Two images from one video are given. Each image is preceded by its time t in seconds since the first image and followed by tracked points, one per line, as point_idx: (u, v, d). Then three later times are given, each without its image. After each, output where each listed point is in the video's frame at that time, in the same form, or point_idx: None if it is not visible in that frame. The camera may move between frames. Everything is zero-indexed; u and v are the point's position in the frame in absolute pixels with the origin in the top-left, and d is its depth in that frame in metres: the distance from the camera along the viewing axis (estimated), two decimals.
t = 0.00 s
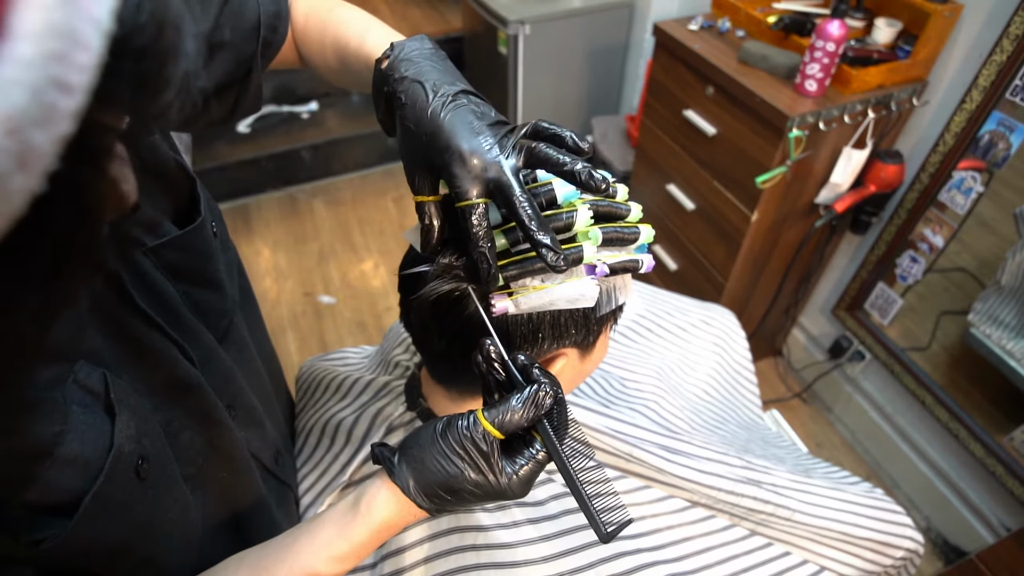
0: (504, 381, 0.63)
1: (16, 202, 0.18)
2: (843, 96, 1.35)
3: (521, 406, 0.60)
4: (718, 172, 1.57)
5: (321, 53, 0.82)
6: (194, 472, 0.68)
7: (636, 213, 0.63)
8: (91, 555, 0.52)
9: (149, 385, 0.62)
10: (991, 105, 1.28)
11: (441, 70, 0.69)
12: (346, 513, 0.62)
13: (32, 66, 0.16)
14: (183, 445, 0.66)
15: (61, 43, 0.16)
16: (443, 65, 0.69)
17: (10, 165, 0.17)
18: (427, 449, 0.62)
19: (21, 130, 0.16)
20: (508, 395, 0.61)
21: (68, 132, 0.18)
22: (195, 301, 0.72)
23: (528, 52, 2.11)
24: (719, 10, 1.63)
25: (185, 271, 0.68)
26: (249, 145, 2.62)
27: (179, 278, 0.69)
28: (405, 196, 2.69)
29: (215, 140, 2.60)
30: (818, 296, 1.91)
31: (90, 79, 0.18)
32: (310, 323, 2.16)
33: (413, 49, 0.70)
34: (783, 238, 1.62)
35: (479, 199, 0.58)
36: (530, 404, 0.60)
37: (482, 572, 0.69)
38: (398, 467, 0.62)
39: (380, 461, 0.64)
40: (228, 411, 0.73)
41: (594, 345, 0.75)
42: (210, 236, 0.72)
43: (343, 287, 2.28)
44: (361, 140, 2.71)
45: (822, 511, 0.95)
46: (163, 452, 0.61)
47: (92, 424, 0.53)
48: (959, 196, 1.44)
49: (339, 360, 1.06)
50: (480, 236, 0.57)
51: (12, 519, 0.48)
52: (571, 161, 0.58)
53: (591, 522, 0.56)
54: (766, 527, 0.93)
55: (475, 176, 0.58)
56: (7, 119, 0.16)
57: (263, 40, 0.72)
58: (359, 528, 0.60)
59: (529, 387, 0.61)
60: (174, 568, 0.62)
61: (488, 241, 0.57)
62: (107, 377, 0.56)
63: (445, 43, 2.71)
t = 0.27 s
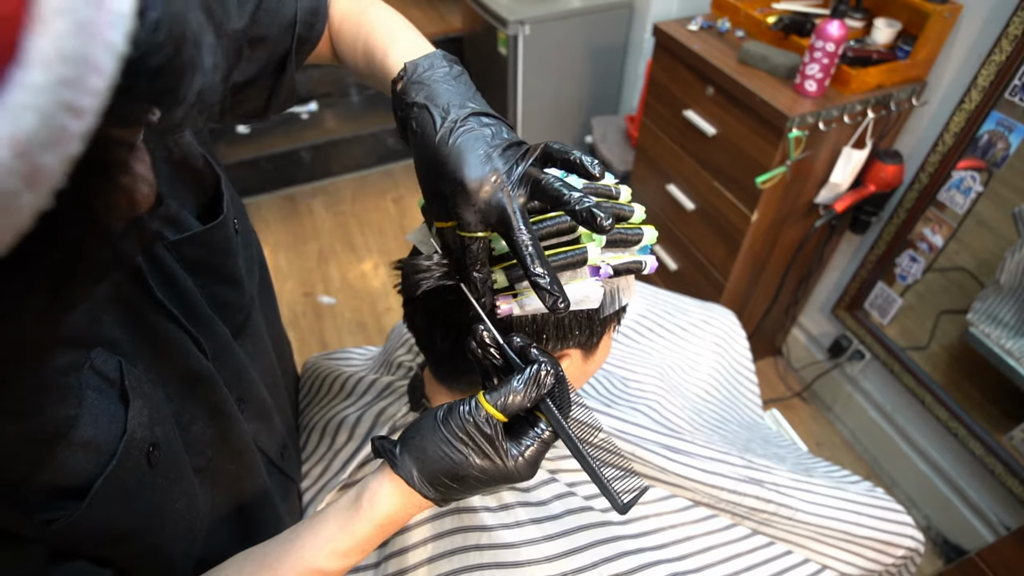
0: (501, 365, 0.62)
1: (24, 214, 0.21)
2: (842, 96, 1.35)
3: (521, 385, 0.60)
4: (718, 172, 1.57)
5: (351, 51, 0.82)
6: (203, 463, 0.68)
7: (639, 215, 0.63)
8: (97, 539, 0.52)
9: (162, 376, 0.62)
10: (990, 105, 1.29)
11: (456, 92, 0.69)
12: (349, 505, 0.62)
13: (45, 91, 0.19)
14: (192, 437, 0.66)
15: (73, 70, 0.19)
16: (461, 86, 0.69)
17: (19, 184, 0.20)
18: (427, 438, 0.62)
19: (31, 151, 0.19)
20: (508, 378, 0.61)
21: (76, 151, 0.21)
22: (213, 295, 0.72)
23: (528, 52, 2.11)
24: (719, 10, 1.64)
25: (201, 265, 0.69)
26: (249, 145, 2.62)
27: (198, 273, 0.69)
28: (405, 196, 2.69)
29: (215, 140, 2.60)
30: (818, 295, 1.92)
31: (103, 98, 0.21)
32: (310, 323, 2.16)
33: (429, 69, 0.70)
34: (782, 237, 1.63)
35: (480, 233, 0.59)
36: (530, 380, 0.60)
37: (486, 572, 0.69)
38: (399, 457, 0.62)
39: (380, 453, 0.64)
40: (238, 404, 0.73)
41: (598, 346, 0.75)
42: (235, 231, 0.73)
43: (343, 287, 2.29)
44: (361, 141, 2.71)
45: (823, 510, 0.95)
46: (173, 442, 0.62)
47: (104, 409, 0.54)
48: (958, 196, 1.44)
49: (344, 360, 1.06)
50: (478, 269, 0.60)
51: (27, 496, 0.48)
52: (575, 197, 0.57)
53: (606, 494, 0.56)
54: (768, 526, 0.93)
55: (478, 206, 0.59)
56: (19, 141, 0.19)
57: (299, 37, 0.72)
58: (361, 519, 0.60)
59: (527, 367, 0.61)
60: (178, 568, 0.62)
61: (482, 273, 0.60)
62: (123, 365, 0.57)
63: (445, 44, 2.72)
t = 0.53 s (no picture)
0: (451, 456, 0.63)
1: (51, 268, 0.20)
2: (842, 95, 1.35)
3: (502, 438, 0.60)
4: (717, 171, 1.57)
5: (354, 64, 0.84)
6: (212, 461, 0.67)
7: (643, 214, 0.64)
8: (100, 543, 0.53)
9: (167, 375, 0.62)
10: (989, 103, 1.29)
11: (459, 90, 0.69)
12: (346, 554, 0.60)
13: (78, 150, 0.18)
14: (196, 436, 0.65)
15: (108, 127, 0.19)
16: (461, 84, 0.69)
17: (53, 238, 0.19)
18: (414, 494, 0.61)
19: (63, 206, 0.19)
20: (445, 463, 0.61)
21: (107, 202, 0.20)
22: (221, 294, 0.72)
23: (526, 52, 2.11)
24: (717, 9, 1.64)
25: (206, 264, 0.68)
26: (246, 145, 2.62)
27: (202, 274, 0.69)
28: (403, 196, 2.68)
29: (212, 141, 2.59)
30: (817, 294, 1.92)
31: (136, 147, 0.20)
32: (309, 323, 2.15)
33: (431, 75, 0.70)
34: (781, 236, 1.63)
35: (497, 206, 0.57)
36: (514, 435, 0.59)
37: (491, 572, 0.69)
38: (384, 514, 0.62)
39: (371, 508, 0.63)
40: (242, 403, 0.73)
41: (601, 346, 0.75)
42: (239, 232, 0.72)
43: (341, 287, 2.28)
44: (359, 140, 2.71)
45: (825, 508, 0.95)
46: (179, 441, 0.61)
47: (108, 412, 0.52)
48: (957, 194, 1.44)
49: (345, 360, 1.06)
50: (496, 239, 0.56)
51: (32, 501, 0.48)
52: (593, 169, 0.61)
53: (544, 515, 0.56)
54: (771, 525, 0.94)
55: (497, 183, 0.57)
56: (54, 199, 0.18)
57: (305, 42, 0.74)
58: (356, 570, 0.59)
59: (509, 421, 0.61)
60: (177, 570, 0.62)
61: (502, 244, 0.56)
62: (129, 367, 0.56)
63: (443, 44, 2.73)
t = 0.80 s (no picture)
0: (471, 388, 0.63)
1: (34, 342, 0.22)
2: (840, 93, 1.35)
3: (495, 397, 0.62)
4: (715, 169, 1.57)
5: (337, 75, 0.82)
6: (204, 481, 0.67)
7: (644, 211, 0.64)
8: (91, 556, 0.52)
9: (150, 396, 0.61)
10: (987, 101, 1.29)
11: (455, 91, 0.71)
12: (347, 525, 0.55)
13: (58, 236, 0.19)
14: (184, 457, 0.64)
15: (88, 207, 0.20)
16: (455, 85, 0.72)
17: (32, 319, 0.20)
18: (412, 462, 0.58)
19: (43, 291, 0.20)
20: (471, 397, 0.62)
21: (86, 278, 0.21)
22: (201, 306, 0.71)
23: (524, 51, 2.11)
24: (715, 8, 1.64)
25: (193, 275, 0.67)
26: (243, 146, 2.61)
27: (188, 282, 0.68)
28: (401, 196, 2.68)
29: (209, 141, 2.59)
30: (816, 292, 1.92)
31: (116, 215, 0.21)
32: (307, 324, 2.15)
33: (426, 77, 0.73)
34: (780, 234, 1.63)
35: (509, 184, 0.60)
36: (501, 392, 0.62)
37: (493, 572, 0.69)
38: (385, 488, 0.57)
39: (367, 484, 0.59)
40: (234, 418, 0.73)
41: (603, 344, 0.75)
42: (221, 240, 0.72)
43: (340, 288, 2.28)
44: (357, 140, 2.71)
45: (825, 505, 0.96)
46: (164, 462, 0.60)
47: (85, 437, 0.53)
48: (955, 192, 1.44)
49: (343, 360, 1.06)
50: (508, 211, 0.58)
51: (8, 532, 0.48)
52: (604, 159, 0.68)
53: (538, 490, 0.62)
54: (772, 523, 0.94)
55: (512, 165, 0.61)
56: (33, 286, 0.20)
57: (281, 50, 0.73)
58: (366, 539, 0.54)
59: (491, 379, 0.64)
60: None
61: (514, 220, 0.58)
62: (105, 389, 0.55)
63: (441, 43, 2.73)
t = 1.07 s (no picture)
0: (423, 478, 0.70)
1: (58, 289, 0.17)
2: (838, 92, 1.35)
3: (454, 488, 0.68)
4: (714, 168, 1.57)
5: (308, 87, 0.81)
6: (201, 501, 0.66)
7: (647, 211, 0.64)
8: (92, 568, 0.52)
9: (142, 419, 0.61)
10: (985, 99, 1.29)
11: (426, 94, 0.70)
12: None
13: (90, 154, 0.16)
14: (180, 481, 0.64)
15: (117, 124, 0.17)
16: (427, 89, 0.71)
17: (61, 254, 0.16)
18: (393, 545, 0.60)
19: (75, 219, 0.16)
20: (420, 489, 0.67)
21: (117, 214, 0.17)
22: (189, 321, 0.70)
23: (521, 51, 2.11)
24: (712, 7, 1.64)
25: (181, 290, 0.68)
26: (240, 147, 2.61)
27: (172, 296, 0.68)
28: (399, 196, 2.67)
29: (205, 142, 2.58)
30: (814, 291, 1.92)
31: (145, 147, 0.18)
32: (305, 325, 2.14)
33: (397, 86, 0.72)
34: (779, 233, 1.63)
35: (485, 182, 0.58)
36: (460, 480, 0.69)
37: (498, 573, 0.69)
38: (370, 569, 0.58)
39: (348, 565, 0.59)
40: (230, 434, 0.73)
41: (606, 344, 0.74)
42: (205, 254, 0.72)
43: (338, 289, 2.27)
44: (354, 140, 2.70)
45: (826, 504, 0.96)
46: (159, 485, 0.60)
47: (71, 466, 0.51)
48: (953, 190, 1.45)
49: (341, 362, 1.05)
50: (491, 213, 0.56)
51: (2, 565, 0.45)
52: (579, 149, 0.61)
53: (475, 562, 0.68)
54: (773, 523, 0.94)
55: (483, 163, 0.59)
56: (64, 208, 0.16)
57: (255, 66, 0.70)
58: None
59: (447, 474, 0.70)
60: None
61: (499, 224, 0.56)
62: (94, 414, 0.55)
63: (437, 43, 2.74)
